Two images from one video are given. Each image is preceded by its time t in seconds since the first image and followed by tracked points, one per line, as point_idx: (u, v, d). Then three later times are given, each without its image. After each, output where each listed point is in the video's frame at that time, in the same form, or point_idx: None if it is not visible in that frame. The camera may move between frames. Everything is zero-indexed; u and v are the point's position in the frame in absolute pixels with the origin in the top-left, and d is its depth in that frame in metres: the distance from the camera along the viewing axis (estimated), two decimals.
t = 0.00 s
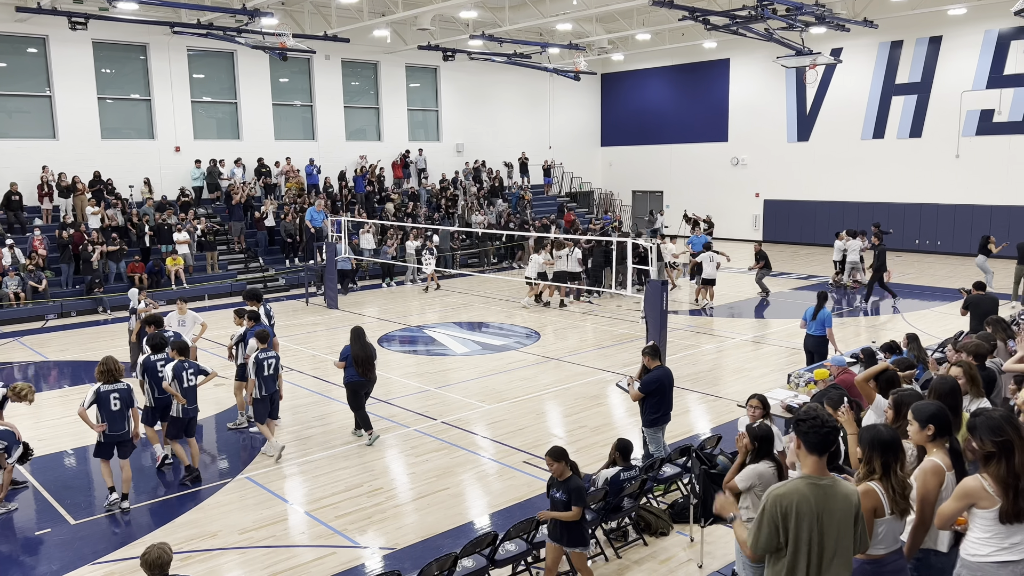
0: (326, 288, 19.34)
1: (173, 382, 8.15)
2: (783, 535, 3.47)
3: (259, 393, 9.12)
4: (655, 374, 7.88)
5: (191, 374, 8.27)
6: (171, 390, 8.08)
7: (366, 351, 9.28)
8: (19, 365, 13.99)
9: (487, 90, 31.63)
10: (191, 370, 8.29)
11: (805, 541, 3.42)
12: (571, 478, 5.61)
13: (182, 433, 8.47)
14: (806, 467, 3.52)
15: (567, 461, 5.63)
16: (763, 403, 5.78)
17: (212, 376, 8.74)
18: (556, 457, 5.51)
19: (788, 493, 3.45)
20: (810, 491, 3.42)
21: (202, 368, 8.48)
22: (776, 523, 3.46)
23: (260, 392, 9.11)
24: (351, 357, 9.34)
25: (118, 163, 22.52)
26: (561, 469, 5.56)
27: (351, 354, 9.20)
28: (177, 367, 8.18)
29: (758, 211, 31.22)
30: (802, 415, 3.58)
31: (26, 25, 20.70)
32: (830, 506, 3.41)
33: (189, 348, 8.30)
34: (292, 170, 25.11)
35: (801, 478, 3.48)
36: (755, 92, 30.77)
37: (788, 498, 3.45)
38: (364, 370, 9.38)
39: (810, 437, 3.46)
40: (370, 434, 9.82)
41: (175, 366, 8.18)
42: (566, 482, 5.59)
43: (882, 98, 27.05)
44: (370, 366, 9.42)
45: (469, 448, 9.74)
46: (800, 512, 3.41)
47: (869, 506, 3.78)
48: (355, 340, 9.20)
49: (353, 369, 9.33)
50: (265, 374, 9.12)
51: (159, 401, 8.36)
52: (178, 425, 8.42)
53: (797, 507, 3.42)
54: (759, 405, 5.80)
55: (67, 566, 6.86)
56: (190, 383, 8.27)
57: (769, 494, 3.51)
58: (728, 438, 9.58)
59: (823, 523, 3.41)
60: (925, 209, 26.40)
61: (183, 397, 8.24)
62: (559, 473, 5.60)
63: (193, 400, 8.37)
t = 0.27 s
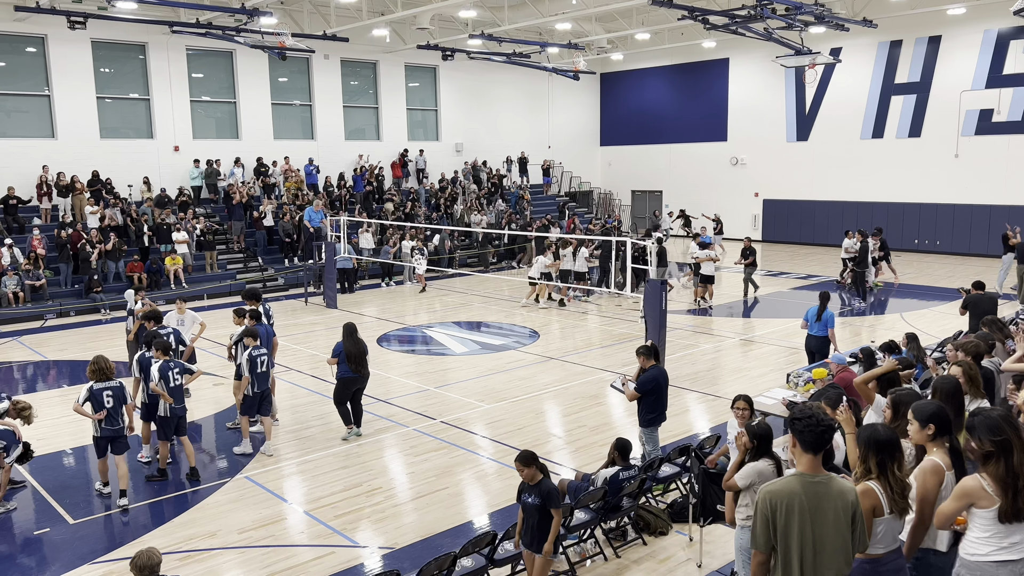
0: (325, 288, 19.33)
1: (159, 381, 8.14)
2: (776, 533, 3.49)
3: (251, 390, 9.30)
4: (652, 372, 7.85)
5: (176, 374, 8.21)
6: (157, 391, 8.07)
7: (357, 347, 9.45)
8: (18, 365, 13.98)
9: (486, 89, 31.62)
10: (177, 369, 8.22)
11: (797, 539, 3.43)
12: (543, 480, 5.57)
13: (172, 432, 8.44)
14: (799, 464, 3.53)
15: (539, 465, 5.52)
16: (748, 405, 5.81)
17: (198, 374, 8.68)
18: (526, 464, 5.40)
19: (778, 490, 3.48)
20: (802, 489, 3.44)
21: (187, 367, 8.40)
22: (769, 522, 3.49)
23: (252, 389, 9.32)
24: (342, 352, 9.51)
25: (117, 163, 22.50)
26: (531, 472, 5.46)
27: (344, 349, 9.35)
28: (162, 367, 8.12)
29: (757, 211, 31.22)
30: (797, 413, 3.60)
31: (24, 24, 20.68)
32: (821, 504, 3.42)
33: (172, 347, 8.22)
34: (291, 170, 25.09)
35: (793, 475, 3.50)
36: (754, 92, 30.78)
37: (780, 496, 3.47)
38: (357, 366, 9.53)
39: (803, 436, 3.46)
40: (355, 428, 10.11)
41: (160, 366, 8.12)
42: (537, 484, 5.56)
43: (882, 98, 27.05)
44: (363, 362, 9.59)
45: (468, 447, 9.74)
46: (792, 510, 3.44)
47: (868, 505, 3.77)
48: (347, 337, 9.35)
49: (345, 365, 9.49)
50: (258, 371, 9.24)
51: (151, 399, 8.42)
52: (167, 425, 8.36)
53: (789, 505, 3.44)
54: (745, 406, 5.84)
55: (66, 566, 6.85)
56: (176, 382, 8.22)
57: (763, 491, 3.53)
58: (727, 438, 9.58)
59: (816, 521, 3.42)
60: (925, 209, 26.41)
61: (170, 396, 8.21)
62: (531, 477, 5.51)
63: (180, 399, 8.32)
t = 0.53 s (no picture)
0: (325, 288, 19.32)
1: (146, 379, 8.19)
2: (772, 532, 3.49)
3: (240, 390, 9.29)
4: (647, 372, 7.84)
5: (163, 372, 8.26)
6: (143, 388, 8.13)
7: (349, 347, 9.46)
8: (17, 364, 13.96)
9: (486, 89, 31.62)
10: (164, 368, 8.27)
11: (792, 538, 3.43)
12: (519, 496, 5.33)
13: (160, 430, 8.47)
14: (798, 464, 3.53)
15: (514, 480, 5.31)
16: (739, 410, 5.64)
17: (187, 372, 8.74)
18: (500, 479, 5.19)
19: (774, 488, 3.48)
20: (799, 487, 3.44)
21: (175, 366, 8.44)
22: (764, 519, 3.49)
23: (241, 389, 9.31)
24: (333, 351, 9.50)
25: (116, 162, 22.49)
26: (506, 488, 5.25)
27: (335, 348, 9.36)
28: (149, 366, 8.17)
29: (757, 211, 31.22)
30: (798, 412, 3.60)
31: (24, 23, 20.67)
32: (818, 504, 3.41)
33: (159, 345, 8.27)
34: (291, 169, 25.09)
35: (789, 474, 3.50)
36: (754, 92, 30.78)
37: (777, 494, 3.47)
38: (348, 364, 9.53)
39: (803, 434, 3.47)
40: (355, 426, 10.15)
41: (147, 364, 8.17)
42: (513, 500, 5.32)
43: (881, 98, 27.06)
44: (355, 361, 9.58)
45: (467, 447, 9.74)
46: (788, 508, 3.44)
47: (868, 506, 3.78)
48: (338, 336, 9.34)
49: (336, 363, 9.48)
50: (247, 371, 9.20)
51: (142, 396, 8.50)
52: (155, 423, 8.39)
53: (785, 502, 3.44)
54: (736, 412, 5.66)
55: (64, 565, 6.85)
56: (163, 380, 8.26)
57: (760, 488, 3.54)
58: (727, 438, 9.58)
59: (813, 520, 3.41)
60: (924, 210, 26.42)
61: (157, 394, 8.25)
62: (506, 493, 5.29)
63: (168, 397, 8.36)
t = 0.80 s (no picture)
0: (324, 287, 19.31)
1: (136, 377, 8.18)
2: (769, 531, 3.48)
3: (228, 386, 9.26)
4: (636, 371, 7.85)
5: (153, 369, 8.26)
6: (133, 386, 8.12)
7: (336, 345, 9.50)
8: (16, 362, 13.96)
9: (486, 89, 31.61)
10: (154, 365, 8.28)
11: (790, 537, 3.43)
12: (490, 505, 5.27)
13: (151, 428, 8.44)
14: (795, 463, 3.53)
15: (486, 489, 5.23)
16: (722, 413, 5.58)
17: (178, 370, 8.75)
18: (472, 491, 5.10)
19: (772, 487, 3.48)
20: (797, 486, 3.43)
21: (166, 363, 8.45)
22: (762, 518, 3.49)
23: (229, 386, 9.29)
24: (320, 349, 9.53)
25: (116, 161, 22.49)
26: (478, 499, 5.18)
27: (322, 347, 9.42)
28: (139, 363, 8.18)
29: (756, 211, 31.23)
30: (795, 412, 3.60)
31: (24, 21, 20.66)
32: (815, 503, 3.41)
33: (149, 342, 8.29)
34: (290, 168, 25.08)
35: (787, 472, 3.50)
36: (754, 93, 30.79)
37: (775, 493, 3.47)
38: (334, 364, 9.56)
39: (800, 433, 3.47)
40: (351, 421, 10.18)
41: (137, 362, 8.20)
42: (485, 509, 5.26)
43: (881, 99, 27.07)
44: (341, 360, 9.61)
45: (466, 447, 9.73)
46: (786, 507, 3.44)
47: (867, 507, 3.78)
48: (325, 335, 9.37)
49: (323, 362, 9.54)
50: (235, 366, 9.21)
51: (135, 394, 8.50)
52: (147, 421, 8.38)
53: (783, 502, 3.44)
54: (719, 415, 5.60)
55: (62, 564, 6.84)
56: (153, 378, 8.26)
57: (757, 487, 3.54)
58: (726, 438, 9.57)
59: (811, 519, 3.41)
60: (923, 211, 26.43)
61: (146, 392, 8.23)
62: (478, 503, 5.21)
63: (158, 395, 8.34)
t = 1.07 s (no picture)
0: (323, 287, 19.29)
1: (129, 375, 8.19)
2: (769, 532, 3.47)
3: (218, 385, 9.34)
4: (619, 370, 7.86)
5: (147, 367, 8.27)
6: (126, 383, 8.12)
7: (326, 344, 9.50)
8: (14, 361, 13.94)
9: (485, 89, 31.60)
10: (148, 363, 8.30)
11: (790, 538, 3.42)
12: (454, 522, 5.00)
13: (144, 426, 8.43)
14: (795, 464, 3.54)
15: (451, 504, 4.97)
16: (712, 416, 5.64)
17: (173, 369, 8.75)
18: (434, 505, 4.85)
19: (772, 488, 3.48)
20: (796, 487, 3.43)
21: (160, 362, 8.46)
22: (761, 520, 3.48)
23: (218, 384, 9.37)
24: (309, 348, 9.51)
25: (115, 160, 22.47)
26: (440, 515, 4.91)
27: (310, 346, 9.43)
28: (132, 361, 8.20)
29: (755, 212, 31.23)
30: (794, 414, 3.61)
31: (23, 20, 20.64)
32: (815, 504, 3.41)
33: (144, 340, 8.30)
34: (289, 167, 25.06)
35: (787, 473, 3.50)
36: (753, 94, 30.81)
37: (775, 494, 3.47)
38: (321, 363, 9.57)
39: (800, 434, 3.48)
40: (325, 424, 10.24)
41: (130, 360, 8.21)
42: (448, 527, 4.99)
43: (880, 100, 27.09)
44: (329, 360, 9.61)
45: (464, 447, 9.72)
46: (786, 508, 3.43)
47: (866, 508, 3.77)
48: (314, 333, 9.36)
49: (312, 361, 9.54)
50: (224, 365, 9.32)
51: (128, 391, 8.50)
52: (139, 418, 8.39)
53: (783, 503, 3.43)
54: (708, 419, 5.65)
55: (59, 564, 6.82)
56: (146, 376, 8.27)
57: (757, 488, 3.53)
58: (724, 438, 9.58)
59: (811, 520, 3.41)
60: (922, 212, 26.45)
61: (139, 389, 8.23)
62: (441, 519, 4.95)
63: (151, 393, 8.35)
